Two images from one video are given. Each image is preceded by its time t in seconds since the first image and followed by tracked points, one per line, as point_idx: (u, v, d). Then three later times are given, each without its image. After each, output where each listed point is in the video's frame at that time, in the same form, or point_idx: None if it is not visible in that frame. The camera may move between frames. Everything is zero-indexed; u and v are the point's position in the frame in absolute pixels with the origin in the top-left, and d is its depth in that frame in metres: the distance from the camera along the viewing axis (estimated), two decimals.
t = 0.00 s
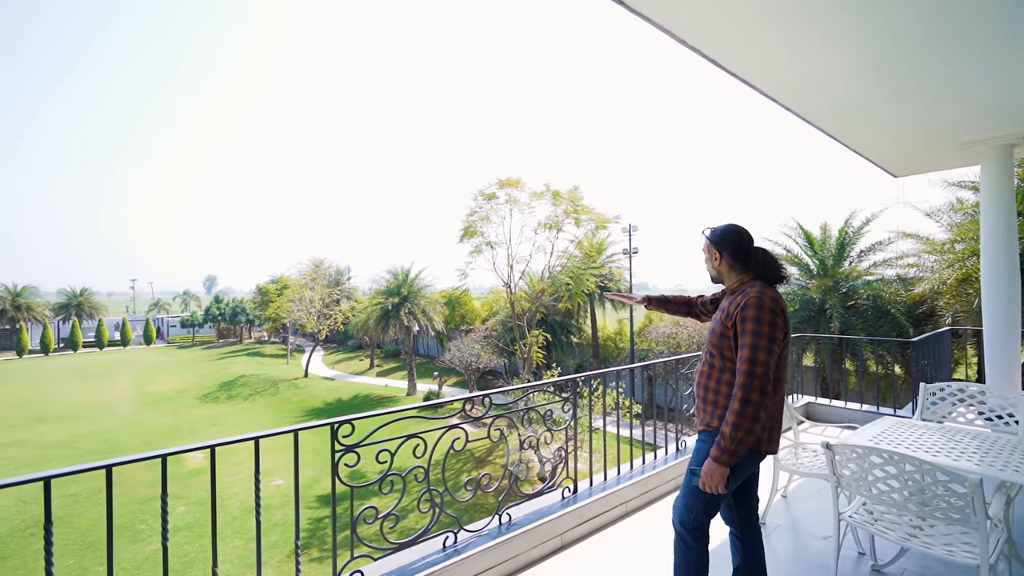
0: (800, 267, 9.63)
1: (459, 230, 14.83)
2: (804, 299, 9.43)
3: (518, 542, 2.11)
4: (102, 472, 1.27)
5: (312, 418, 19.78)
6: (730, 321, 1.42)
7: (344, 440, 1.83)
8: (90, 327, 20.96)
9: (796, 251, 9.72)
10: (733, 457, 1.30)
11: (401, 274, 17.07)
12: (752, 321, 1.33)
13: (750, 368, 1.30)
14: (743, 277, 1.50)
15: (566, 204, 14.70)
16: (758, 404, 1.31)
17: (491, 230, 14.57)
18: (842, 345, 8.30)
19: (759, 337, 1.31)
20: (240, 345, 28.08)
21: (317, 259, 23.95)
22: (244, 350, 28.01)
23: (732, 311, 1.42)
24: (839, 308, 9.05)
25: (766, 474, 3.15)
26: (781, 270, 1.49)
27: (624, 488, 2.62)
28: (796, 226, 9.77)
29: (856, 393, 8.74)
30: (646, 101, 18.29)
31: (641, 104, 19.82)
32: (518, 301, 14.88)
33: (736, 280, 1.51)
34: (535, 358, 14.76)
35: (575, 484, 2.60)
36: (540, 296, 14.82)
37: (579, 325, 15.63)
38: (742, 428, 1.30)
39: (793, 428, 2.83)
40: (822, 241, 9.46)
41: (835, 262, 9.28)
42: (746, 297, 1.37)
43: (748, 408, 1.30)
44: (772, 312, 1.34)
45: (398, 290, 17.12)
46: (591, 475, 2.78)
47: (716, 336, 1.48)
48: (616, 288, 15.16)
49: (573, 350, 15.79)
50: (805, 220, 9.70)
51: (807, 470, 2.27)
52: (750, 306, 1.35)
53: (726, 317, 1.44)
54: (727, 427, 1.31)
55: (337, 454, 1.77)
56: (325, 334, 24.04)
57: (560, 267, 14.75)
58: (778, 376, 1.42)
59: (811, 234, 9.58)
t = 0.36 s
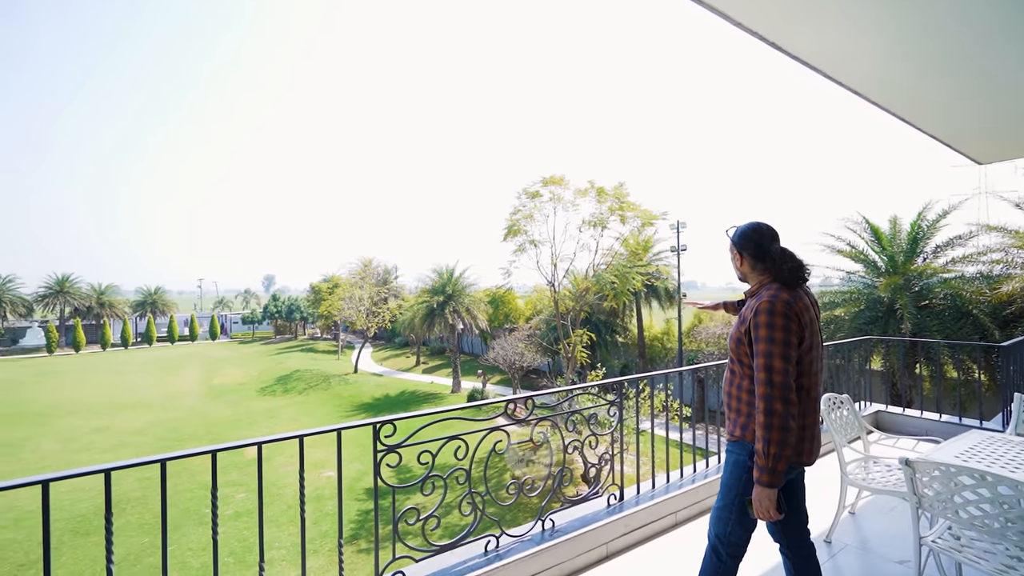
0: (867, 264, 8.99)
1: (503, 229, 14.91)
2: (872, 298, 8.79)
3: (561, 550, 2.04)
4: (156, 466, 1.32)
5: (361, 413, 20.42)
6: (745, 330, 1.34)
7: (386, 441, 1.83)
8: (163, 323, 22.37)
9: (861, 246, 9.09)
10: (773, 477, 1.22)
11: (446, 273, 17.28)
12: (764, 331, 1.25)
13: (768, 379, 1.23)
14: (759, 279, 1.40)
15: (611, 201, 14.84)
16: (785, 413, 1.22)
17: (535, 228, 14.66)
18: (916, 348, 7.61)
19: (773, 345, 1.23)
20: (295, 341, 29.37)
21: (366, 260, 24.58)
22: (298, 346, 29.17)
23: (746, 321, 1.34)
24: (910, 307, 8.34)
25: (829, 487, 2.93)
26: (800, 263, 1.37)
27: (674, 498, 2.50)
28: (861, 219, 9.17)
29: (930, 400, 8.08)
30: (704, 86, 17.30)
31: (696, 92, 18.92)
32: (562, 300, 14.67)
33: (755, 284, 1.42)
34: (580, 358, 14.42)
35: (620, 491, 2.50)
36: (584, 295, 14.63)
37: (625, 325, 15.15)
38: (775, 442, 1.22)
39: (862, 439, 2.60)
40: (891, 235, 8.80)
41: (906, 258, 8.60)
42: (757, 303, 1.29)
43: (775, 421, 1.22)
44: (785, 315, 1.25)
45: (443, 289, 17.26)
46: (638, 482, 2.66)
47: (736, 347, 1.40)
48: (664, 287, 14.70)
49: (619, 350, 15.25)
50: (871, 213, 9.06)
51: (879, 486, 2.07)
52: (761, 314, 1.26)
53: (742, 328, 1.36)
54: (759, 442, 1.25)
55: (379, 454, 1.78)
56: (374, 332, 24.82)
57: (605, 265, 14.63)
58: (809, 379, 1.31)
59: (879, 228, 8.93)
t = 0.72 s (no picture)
0: (951, 259, 8.19)
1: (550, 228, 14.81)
2: (958, 297, 7.98)
3: (609, 562, 1.95)
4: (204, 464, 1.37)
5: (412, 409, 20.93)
6: (765, 329, 1.28)
7: (428, 444, 1.81)
8: (232, 320, 23.41)
9: (945, 240, 8.29)
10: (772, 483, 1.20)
11: (493, 272, 17.21)
12: (785, 333, 1.19)
13: (782, 385, 1.18)
14: (787, 276, 1.33)
15: (663, 196, 14.22)
16: (794, 422, 1.18)
17: (583, 226, 14.39)
18: (1010, 351, 6.80)
19: (793, 349, 1.18)
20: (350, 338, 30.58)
21: (416, 259, 25.06)
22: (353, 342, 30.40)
23: (768, 319, 1.28)
24: (1004, 307, 7.47)
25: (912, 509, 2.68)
26: (836, 264, 1.29)
27: (733, 513, 2.33)
28: (945, 211, 8.26)
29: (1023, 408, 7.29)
30: (764, 70, 16.23)
31: (749, 74, 17.87)
32: (612, 300, 14.21)
33: (781, 282, 1.34)
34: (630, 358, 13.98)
35: (674, 501, 2.36)
36: (633, 294, 14.25)
37: (678, 325, 14.86)
38: (778, 449, 1.19)
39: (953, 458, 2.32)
40: (982, 227, 7.98)
41: (1000, 253, 7.73)
42: (780, 303, 1.23)
43: (783, 427, 1.18)
44: (810, 320, 1.18)
45: (490, 288, 17.27)
46: (695, 493, 2.51)
47: (754, 343, 1.35)
48: (718, 286, 14.47)
49: (671, 350, 14.90)
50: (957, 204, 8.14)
51: (973, 512, 1.83)
52: (783, 315, 1.20)
53: (763, 325, 1.30)
54: (762, 446, 1.22)
55: (421, 457, 1.76)
56: (424, 329, 25.38)
57: (656, 263, 14.22)
58: (828, 388, 1.25)
59: (967, 220, 8.09)
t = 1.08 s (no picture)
0: None
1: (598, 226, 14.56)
2: None
3: None
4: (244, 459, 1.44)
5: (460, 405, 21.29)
6: (801, 330, 1.25)
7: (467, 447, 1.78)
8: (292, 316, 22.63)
9: None
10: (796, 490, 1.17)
11: (541, 270, 17.21)
12: (828, 335, 1.16)
13: (818, 389, 1.14)
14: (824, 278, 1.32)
15: (718, 190, 13.95)
16: (825, 431, 1.15)
17: (633, 224, 14.21)
18: None
19: (835, 354, 1.14)
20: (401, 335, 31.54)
21: (465, 259, 25.54)
22: (404, 339, 31.39)
23: (805, 318, 1.25)
24: None
25: (1006, 537, 2.42)
26: (880, 271, 1.31)
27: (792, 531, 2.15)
28: None
29: None
30: (830, 52, 15.26)
31: (812, 58, 16.72)
32: (663, 299, 13.88)
33: (815, 284, 1.34)
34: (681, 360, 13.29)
35: (727, 515, 2.21)
36: (687, 293, 13.85)
37: (734, 326, 14.02)
38: (803, 455, 1.16)
39: None
40: None
41: None
42: (816, 305, 1.21)
43: (813, 434, 1.15)
44: (855, 324, 1.16)
45: (538, 288, 17.16)
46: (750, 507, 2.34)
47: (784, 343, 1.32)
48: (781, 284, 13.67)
49: (727, 352, 14.09)
50: None
51: None
52: (817, 317, 1.19)
53: (799, 325, 1.27)
54: (785, 450, 1.19)
55: (459, 459, 1.73)
56: (472, 327, 25.67)
57: (710, 261, 14.02)
58: (863, 398, 1.23)
59: None
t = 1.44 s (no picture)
0: None
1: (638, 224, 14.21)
2: None
3: None
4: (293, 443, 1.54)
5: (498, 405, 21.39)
6: (862, 331, 1.39)
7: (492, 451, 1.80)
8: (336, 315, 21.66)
9: None
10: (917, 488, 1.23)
11: (578, 270, 17.22)
12: (902, 334, 1.30)
13: (906, 390, 1.26)
14: (859, 280, 1.49)
15: (764, 185, 13.14)
16: (920, 431, 1.26)
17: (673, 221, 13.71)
18: None
19: (911, 353, 1.28)
20: (440, 335, 32.03)
21: (502, 259, 25.73)
22: (443, 339, 31.88)
23: (861, 320, 1.39)
24: None
25: None
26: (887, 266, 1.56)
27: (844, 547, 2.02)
28: None
29: None
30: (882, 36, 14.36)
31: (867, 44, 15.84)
32: (704, 298, 13.33)
33: (849, 284, 1.51)
34: (724, 363, 12.92)
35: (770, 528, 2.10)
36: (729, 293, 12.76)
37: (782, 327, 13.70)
38: (910, 461, 1.25)
39: None
40: None
41: None
42: (876, 306, 1.35)
43: (913, 435, 1.25)
44: (918, 322, 1.32)
45: (575, 287, 17.20)
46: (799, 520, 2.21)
47: (839, 345, 1.44)
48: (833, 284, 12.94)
49: (774, 355, 13.65)
50: None
51: None
52: (885, 315, 1.32)
53: (855, 327, 1.40)
54: (886, 459, 1.26)
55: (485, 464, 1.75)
56: (510, 327, 25.69)
57: (755, 259, 13.34)
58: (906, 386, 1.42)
59: None
